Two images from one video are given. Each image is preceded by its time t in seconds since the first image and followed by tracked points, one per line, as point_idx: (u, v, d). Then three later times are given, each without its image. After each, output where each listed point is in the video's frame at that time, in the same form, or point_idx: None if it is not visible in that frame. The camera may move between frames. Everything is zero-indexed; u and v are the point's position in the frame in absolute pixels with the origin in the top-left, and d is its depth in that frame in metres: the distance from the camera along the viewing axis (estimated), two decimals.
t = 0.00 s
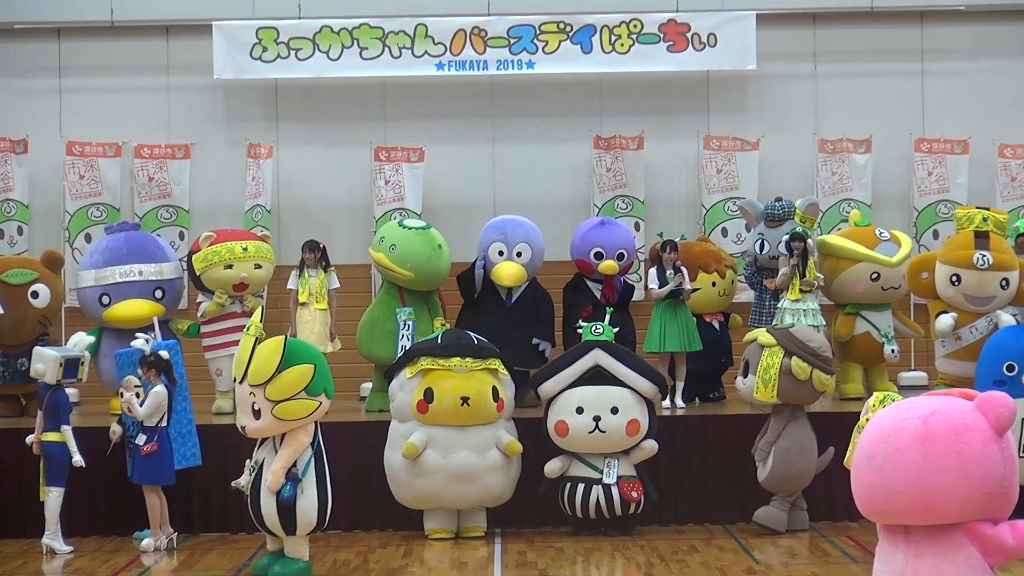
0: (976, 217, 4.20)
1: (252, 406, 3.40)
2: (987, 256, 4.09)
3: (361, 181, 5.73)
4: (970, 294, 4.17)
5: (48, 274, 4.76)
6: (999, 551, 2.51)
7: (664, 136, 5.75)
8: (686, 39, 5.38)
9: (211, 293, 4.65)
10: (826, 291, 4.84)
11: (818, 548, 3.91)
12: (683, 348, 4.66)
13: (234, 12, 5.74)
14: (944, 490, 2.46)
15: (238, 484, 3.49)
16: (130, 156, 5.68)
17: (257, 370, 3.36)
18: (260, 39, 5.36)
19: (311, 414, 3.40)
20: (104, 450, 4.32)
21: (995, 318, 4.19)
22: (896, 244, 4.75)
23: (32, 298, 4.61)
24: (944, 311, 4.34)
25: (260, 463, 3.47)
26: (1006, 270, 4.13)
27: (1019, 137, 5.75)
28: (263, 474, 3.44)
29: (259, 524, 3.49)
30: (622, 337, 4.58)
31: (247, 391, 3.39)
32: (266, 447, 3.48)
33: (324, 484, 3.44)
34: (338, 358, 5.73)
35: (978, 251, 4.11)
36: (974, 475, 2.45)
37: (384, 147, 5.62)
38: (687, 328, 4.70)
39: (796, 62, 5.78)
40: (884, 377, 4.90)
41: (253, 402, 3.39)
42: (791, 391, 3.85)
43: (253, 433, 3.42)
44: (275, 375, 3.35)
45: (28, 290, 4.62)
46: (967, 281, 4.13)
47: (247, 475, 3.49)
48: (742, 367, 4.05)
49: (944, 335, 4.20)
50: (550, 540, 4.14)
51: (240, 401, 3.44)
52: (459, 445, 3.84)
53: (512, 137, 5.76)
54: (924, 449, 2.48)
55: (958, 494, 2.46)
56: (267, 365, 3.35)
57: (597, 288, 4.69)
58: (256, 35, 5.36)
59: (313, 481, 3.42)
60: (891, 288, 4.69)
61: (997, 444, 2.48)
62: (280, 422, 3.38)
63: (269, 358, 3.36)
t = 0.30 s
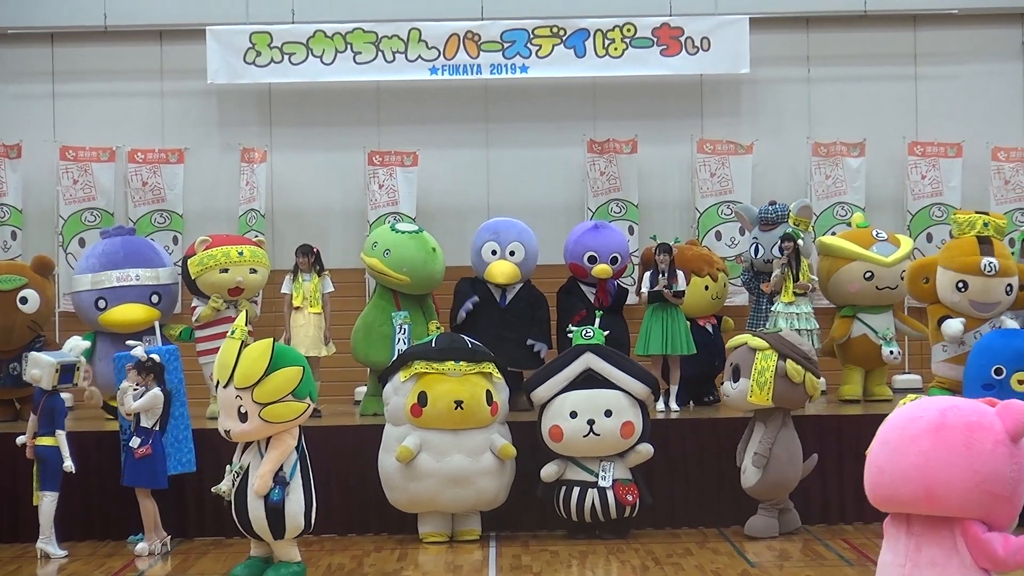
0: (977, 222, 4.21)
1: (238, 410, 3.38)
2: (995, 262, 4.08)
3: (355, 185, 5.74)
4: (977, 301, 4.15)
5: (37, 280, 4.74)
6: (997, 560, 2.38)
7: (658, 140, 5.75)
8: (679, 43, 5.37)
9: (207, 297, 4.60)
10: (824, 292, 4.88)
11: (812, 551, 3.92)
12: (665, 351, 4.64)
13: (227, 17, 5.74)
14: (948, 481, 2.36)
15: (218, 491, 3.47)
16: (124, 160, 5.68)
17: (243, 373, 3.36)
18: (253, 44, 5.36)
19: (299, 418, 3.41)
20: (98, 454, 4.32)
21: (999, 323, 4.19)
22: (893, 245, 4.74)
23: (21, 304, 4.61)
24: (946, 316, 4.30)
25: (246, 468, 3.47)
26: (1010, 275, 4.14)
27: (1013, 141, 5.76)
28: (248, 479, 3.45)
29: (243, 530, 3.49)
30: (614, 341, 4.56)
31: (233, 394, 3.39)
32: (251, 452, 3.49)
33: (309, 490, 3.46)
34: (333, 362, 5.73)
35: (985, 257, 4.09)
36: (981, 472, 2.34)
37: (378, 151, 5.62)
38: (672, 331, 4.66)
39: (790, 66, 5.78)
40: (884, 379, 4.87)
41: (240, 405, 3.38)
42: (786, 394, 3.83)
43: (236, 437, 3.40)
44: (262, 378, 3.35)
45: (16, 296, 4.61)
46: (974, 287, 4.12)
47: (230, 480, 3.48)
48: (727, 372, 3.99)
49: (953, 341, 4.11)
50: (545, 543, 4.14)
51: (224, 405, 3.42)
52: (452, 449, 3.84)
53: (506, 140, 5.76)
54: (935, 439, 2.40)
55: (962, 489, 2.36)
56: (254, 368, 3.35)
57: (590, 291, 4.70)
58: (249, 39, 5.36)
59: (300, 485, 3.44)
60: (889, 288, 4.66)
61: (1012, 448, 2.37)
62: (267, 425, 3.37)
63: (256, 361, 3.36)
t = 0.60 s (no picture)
0: (971, 218, 4.24)
1: (233, 405, 3.37)
2: (989, 256, 4.10)
3: (355, 180, 5.73)
4: (972, 295, 4.15)
5: (35, 272, 4.74)
6: None
7: (658, 136, 5.75)
8: (680, 40, 5.37)
9: (208, 291, 4.61)
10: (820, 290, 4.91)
11: (812, 547, 3.92)
12: (662, 347, 4.64)
13: (228, 12, 5.74)
14: (991, 486, 2.35)
15: (210, 487, 3.42)
16: (124, 155, 5.68)
17: (240, 368, 3.35)
18: (254, 38, 5.35)
19: (294, 411, 3.41)
20: (97, 449, 4.32)
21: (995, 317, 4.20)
22: (887, 242, 4.79)
23: (19, 296, 4.61)
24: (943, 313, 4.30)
25: (239, 463, 3.45)
26: (1005, 269, 4.15)
27: (1012, 138, 5.76)
28: (243, 473, 3.43)
29: (238, 527, 3.48)
30: (613, 334, 4.58)
31: (228, 389, 3.37)
32: (243, 448, 3.48)
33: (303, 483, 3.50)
34: (332, 357, 5.73)
35: (980, 251, 4.11)
36: None
37: (378, 146, 5.62)
38: (670, 326, 4.66)
39: (791, 63, 5.78)
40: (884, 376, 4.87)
41: (235, 400, 3.37)
42: (785, 389, 3.86)
43: (230, 432, 3.40)
44: (260, 372, 3.36)
45: (14, 287, 4.62)
46: (969, 282, 4.13)
47: (223, 476, 3.44)
48: (720, 373, 3.97)
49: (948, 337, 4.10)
50: (544, 539, 4.14)
51: (216, 401, 3.39)
52: (451, 444, 3.84)
53: (506, 136, 5.76)
54: (982, 442, 2.37)
55: (1004, 494, 2.36)
56: (251, 362, 3.36)
57: (591, 287, 4.70)
58: (250, 34, 5.35)
59: (296, 477, 3.48)
60: (885, 284, 4.70)
61: None
62: (263, 419, 3.38)
63: (254, 355, 3.36)
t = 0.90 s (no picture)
0: (950, 219, 4.20)
1: (234, 400, 3.37)
2: (966, 257, 4.08)
3: (357, 177, 5.73)
4: (955, 297, 4.15)
5: (38, 266, 4.75)
6: None
7: (661, 134, 5.75)
8: (683, 37, 5.38)
9: (211, 287, 4.62)
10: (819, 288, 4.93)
11: (813, 546, 3.92)
12: (661, 346, 4.65)
13: (231, 8, 5.74)
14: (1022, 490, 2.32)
15: (203, 483, 3.43)
16: (127, 151, 5.68)
17: (243, 363, 3.35)
18: (257, 34, 5.36)
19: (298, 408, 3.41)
20: (99, 444, 4.32)
21: (983, 316, 4.15)
22: (881, 240, 4.80)
23: (24, 290, 4.61)
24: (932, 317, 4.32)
25: (237, 458, 3.45)
26: (987, 267, 4.10)
27: (1015, 137, 5.76)
28: (241, 469, 3.43)
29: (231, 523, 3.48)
30: (614, 333, 4.56)
31: (230, 384, 3.37)
32: (242, 443, 3.48)
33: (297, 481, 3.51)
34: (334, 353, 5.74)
35: (957, 253, 4.10)
36: None
37: (381, 143, 5.62)
38: (670, 325, 4.66)
39: (794, 61, 5.78)
40: (895, 376, 4.81)
41: (237, 395, 3.36)
42: (776, 394, 3.86)
43: (230, 428, 3.39)
44: (264, 367, 3.37)
45: (17, 282, 4.61)
46: (949, 284, 4.13)
47: (219, 471, 3.45)
48: (711, 385, 3.95)
49: (936, 339, 4.14)
50: (545, 536, 4.14)
51: (216, 395, 3.38)
52: (451, 441, 3.84)
53: (509, 134, 5.76)
54: (1012, 446, 2.33)
55: None
56: (255, 357, 3.36)
57: (593, 285, 4.70)
58: (253, 30, 5.36)
59: (292, 474, 3.48)
60: (880, 283, 4.73)
61: None
62: (264, 416, 3.38)
63: (258, 351, 3.37)
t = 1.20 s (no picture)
0: (940, 225, 4.09)
1: (237, 404, 3.36)
2: (949, 263, 3.98)
3: (360, 179, 5.74)
4: (943, 303, 4.07)
5: (44, 266, 4.75)
6: None
7: (664, 137, 5.75)
8: (687, 41, 5.37)
9: (215, 289, 4.59)
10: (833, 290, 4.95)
11: (814, 550, 3.92)
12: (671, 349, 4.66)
13: (235, 9, 5.74)
14: None
15: (202, 486, 3.44)
16: (130, 151, 5.68)
17: (248, 367, 3.35)
18: (261, 36, 5.36)
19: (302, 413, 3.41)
20: (102, 445, 4.32)
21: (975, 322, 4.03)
22: (886, 244, 4.76)
23: (30, 288, 4.62)
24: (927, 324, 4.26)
25: (236, 462, 3.46)
26: (974, 271, 3.96)
27: (1018, 142, 5.76)
28: (241, 474, 3.43)
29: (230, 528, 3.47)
30: (618, 337, 4.57)
31: (233, 388, 3.36)
32: (243, 447, 3.48)
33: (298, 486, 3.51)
34: (336, 355, 5.74)
35: (941, 259, 4.02)
36: None
37: (384, 145, 5.62)
38: (681, 326, 4.68)
39: (797, 65, 5.78)
40: (899, 382, 4.81)
41: (240, 399, 3.36)
42: (764, 402, 3.86)
43: (231, 431, 3.38)
44: (269, 371, 3.37)
45: (23, 280, 4.62)
46: (936, 291, 4.06)
47: (219, 474, 3.45)
48: (698, 395, 3.92)
49: (930, 348, 4.14)
50: (547, 539, 4.14)
51: (218, 398, 3.38)
52: (453, 443, 3.84)
53: (512, 136, 5.76)
54: None
55: None
56: (261, 361, 3.37)
57: (595, 288, 4.69)
58: (257, 32, 5.36)
59: (292, 479, 3.48)
60: (881, 286, 4.69)
61: None
62: (266, 420, 3.38)
63: (264, 355, 3.37)
